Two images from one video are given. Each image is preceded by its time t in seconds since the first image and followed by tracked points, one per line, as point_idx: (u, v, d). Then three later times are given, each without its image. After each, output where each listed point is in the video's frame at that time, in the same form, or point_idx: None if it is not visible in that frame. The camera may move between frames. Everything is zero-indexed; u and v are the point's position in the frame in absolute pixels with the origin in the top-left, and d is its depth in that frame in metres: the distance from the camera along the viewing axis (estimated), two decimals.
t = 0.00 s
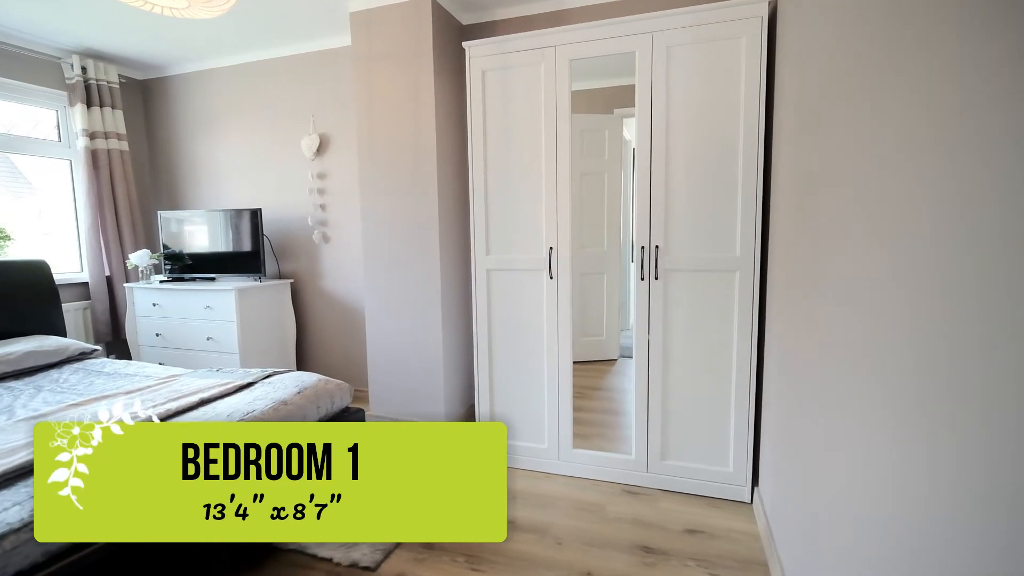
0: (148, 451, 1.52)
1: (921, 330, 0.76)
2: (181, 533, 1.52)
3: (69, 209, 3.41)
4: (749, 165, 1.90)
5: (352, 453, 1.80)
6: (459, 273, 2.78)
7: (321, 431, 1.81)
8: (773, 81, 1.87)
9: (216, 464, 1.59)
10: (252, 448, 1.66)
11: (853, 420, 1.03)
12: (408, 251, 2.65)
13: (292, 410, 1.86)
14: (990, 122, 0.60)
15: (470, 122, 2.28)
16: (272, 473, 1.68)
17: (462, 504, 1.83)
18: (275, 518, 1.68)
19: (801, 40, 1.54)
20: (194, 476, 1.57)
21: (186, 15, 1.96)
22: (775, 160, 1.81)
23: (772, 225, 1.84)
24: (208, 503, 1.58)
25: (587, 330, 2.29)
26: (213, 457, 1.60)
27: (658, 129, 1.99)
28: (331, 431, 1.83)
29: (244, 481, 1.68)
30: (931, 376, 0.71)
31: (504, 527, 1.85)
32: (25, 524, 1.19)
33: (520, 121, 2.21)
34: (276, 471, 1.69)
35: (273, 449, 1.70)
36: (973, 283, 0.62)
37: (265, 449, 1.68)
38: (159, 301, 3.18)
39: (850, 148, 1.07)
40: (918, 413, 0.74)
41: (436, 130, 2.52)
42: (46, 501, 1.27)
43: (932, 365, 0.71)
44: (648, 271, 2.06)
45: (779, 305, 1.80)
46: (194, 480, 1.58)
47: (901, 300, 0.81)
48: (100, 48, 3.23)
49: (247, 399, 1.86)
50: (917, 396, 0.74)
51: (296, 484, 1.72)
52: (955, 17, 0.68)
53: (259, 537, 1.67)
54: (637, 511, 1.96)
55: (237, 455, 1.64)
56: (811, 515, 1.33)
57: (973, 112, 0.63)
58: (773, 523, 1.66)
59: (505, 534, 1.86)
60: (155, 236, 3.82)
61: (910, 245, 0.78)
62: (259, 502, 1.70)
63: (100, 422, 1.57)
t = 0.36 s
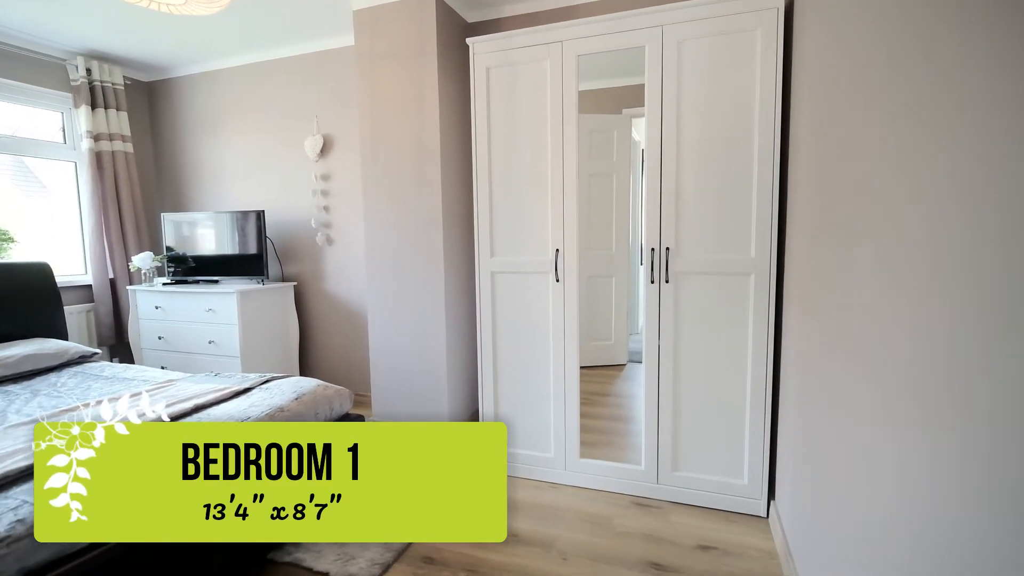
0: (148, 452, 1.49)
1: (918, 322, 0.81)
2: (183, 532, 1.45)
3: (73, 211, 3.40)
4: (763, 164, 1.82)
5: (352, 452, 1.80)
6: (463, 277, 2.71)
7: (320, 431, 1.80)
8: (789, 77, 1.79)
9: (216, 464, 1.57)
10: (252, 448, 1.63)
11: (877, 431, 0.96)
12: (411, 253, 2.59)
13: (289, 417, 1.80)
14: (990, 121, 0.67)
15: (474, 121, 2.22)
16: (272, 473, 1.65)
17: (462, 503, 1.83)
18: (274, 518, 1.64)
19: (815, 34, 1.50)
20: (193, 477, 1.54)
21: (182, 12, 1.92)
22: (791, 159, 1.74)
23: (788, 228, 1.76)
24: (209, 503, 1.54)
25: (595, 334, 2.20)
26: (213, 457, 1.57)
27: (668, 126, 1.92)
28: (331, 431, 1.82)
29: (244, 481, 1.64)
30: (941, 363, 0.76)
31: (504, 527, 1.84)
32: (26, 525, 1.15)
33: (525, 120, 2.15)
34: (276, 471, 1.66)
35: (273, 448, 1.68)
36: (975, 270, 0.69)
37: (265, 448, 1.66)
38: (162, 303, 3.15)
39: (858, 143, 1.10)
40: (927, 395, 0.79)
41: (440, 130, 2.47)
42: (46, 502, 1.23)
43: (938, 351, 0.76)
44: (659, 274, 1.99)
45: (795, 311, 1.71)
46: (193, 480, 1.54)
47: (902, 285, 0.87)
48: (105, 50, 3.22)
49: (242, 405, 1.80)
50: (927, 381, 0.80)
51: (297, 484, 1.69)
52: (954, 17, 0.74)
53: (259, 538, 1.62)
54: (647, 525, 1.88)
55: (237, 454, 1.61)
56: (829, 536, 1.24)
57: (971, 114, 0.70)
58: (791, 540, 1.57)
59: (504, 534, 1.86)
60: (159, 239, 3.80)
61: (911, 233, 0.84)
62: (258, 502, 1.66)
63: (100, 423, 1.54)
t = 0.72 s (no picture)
0: (147, 453, 1.45)
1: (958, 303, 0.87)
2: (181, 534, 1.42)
3: (82, 212, 3.40)
4: (783, 161, 1.72)
5: (352, 452, 1.72)
6: (469, 279, 2.64)
7: (319, 430, 1.71)
8: (810, 69, 1.70)
9: (216, 465, 1.52)
10: (252, 448, 1.58)
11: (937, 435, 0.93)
12: (416, 255, 2.53)
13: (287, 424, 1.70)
14: (991, 120, 0.80)
15: (480, 118, 2.15)
16: (271, 473, 1.59)
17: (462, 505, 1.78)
18: (274, 518, 1.60)
19: (839, 20, 1.42)
20: (193, 477, 1.50)
21: (182, 8, 1.88)
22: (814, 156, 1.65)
23: (811, 229, 1.66)
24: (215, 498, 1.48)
25: (606, 339, 2.13)
26: (213, 457, 1.53)
27: (682, 123, 1.84)
28: (331, 431, 1.73)
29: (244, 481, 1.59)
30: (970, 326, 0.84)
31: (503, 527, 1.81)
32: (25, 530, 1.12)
33: (533, 116, 2.08)
34: (276, 471, 1.60)
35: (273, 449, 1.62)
36: (994, 238, 0.79)
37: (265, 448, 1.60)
38: (168, 305, 3.13)
39: (868, 138, 1.16)
40: (947, 360, 0.89)
41: (445, 128, 2.40)
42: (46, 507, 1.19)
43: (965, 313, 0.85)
44: (672, 277, 1.90)
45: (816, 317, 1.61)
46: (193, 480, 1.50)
47: (910, 264, 0.98)
48: (113, 51, 3.22)
49: (238, 411, 1.71)
50: (945, 349, 0.89)
51: (297, 484, 1.64)
52: (953, 20, 0.87)
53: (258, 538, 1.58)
54: (660, 541, 1.79)
55: (237, 455, 1.56)
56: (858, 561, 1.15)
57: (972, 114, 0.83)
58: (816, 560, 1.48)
59: (504, 534, 1.82)
60: (166, 240, 3.79)
61: (919, 215, 0.95)
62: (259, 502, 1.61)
63: (100, 424, 1.49)
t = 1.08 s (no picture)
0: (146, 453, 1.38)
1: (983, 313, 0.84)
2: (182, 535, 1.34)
3: (95, 214, 3.41)
4: (811, 155, 1.62)
5: (352, 452, 1.65)
6: (479, 281, 2.57)
7: (320, 431, 1.66)
8: (841, 57, 1.59)
9: (216, 465, 1.46)
10: (253, 448, 1.52)
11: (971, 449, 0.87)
12: (425, 256, 2.47)
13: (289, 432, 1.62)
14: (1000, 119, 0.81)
15: (489, 114, 2.08)
16: (271, 474, 1.51)
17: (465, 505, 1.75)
18: (274, 518, 1.53)
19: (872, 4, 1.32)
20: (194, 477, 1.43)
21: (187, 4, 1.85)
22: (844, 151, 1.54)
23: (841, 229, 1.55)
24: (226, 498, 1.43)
25: (620, 343, 2.04)
26: (213, 457, 1.47)
27: (701, 119, 1.74)
28: (331, 431, 1.68)
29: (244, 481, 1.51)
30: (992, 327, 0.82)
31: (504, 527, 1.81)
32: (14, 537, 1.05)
33: (544, 111, 2.00)
34: (276, 472, 1.52)
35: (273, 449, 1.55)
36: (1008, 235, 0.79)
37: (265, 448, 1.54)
38: (177, 306, 3.11)
39: (895, 144, 1.15)
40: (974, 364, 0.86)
41: (454, 125, 2.34)
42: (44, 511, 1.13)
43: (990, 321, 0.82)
44: (690, 279, 1.80)
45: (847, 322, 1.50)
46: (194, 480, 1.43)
47: (939, 267, 0.96)
48: (126, 52, 3.23)
49: (239, 416, 1.63)
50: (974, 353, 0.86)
51: (297, 485, 1.56)
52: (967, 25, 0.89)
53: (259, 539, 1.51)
54: (678, 559, 1.69)
55: (237, 455, 1.50)
56: None
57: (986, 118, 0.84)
58: None
59: (503, 534, 1.81)
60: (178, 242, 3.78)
61: (945, 218, 0.94)
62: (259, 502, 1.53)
63: (101, 423, 1.43)
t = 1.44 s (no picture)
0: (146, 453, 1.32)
1: None
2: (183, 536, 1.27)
3: (112, 215, 3.44)
4: (842, 150, 1.51)
5: (353, 452, 1.60)
6: (490, 283, 2.50)
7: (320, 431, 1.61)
8: (875, 43, 1.48)
9: (217, 465, 1.41)
10: (253, 448, 1.46)
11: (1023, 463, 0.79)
12: (435, 257, 2.41)
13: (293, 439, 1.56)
14: None
15: (500, 110, 2.01)
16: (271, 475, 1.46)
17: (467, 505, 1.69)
18: (274, 518, 1.46)
19: None
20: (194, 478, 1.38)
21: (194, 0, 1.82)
22: (879, 144, 1.43)
23: (877, 228, 1.45)
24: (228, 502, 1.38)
25: (636, 346, 1.94)
26: (213, 458, 1.42)
27: (723, 114, 1.65)
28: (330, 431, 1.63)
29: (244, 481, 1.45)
30: None
31: (504, 526, 1.76)
32: None
33: (557, 107, 1.92)
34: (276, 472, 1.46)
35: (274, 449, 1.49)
36: None
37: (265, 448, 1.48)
38: (190, 308, 3.11)
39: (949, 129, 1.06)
40: None
41: (463, 122, 2.27)
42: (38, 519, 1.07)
43: None
44: (711, 281, 1.71)
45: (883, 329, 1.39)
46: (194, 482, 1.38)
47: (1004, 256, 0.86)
48: (141, 55, 3.25)
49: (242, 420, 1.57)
50: None
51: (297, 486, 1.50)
52: None
53: (259, 540, 1.44)
54: None
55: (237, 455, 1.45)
56: None
57: None
58: None
59: (504, 534, 1.75)
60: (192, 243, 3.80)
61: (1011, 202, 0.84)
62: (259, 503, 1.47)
63: (101, 423, 1.38)
